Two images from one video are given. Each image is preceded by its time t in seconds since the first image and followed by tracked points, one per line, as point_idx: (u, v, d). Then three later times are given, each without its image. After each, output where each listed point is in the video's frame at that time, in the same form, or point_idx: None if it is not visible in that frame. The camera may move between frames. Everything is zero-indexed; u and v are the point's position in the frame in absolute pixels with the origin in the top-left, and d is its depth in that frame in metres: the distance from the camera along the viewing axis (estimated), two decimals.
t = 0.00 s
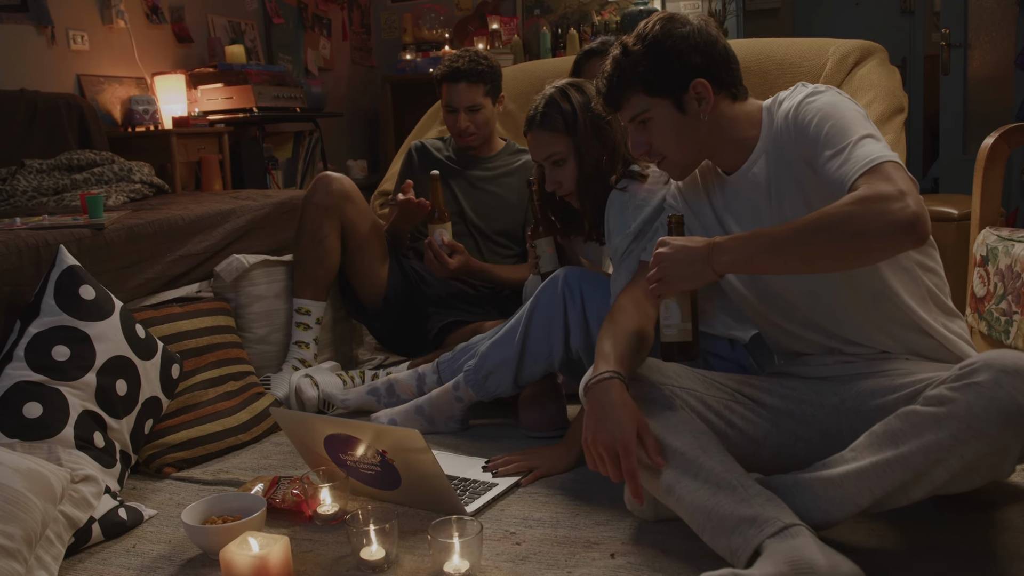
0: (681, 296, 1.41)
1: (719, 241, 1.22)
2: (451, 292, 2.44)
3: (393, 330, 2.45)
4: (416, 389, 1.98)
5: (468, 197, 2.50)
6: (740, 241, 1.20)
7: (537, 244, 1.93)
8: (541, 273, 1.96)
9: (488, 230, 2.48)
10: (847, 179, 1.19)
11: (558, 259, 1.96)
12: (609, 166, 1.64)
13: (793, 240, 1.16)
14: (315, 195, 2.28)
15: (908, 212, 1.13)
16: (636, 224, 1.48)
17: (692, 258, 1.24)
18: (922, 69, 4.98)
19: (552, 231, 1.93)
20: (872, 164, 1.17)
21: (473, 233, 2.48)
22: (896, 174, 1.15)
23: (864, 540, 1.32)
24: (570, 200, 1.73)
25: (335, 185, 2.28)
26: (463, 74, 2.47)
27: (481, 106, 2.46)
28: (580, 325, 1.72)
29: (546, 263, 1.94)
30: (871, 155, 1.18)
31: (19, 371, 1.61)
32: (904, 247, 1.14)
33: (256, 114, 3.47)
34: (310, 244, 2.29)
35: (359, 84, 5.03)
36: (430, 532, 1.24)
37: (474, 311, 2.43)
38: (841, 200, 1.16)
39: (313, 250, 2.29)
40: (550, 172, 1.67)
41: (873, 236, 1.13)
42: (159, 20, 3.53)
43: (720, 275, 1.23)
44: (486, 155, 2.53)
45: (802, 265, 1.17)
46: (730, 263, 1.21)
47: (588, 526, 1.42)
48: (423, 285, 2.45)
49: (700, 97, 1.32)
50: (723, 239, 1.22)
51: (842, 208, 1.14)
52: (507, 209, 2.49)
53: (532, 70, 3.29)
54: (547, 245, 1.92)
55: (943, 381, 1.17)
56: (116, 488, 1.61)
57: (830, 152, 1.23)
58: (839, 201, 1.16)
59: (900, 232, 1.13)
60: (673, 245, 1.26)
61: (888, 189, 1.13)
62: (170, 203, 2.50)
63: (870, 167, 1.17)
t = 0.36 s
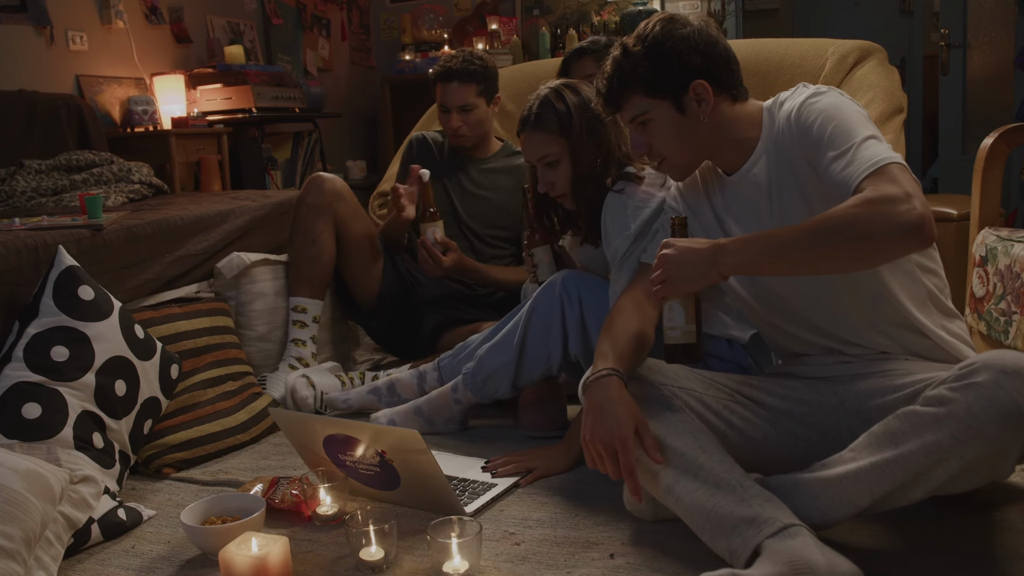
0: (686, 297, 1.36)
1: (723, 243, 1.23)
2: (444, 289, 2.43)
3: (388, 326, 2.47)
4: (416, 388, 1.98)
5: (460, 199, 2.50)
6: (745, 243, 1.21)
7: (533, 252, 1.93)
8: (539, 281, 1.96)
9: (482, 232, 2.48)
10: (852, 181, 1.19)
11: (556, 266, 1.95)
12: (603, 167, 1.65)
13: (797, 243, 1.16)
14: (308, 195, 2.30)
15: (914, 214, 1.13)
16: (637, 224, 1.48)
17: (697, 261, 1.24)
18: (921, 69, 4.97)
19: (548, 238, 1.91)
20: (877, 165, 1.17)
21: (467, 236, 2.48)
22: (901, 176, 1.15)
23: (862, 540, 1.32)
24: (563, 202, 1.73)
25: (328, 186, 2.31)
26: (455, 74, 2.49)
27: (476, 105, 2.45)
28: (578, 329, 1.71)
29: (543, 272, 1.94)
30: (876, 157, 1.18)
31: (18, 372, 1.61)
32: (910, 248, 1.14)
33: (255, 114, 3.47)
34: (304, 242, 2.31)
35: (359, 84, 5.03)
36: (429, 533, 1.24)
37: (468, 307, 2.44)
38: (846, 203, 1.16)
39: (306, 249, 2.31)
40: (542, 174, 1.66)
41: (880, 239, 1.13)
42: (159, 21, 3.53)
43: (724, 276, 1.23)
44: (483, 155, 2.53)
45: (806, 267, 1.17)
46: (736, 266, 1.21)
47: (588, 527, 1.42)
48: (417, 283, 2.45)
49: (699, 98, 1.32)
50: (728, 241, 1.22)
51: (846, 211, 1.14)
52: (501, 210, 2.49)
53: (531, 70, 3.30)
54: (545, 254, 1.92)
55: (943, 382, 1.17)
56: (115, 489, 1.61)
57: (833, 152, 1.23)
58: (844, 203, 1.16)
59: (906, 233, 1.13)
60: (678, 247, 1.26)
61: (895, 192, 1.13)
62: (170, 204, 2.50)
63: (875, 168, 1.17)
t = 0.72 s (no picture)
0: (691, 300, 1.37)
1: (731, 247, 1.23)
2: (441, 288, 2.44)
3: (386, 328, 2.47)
4: (418, 388, 1.98)
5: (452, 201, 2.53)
6: (753, 248, 1.21)
7: (527, 257, 1.93)
8: (532, 287, 1.97)
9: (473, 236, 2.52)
10: (860, 190, 1.19)
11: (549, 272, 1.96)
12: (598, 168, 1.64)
13: (805, 249, 1.17)
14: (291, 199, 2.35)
15: (924, 227, 1.14)
16: (637, 224, 1.48)
17: (704, 265, 1.23)
18: (921, 68, 4.97)
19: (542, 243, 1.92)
20: (885, 175, 1.17)
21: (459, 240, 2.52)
22: (909, 187, 1.16)
23: (862, 539, 1.32)
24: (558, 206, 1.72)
25: (305, 190, 2.36)
26: (454, 75, 2.47)
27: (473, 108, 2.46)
28: (577, 331, 1.71)
29: (536, 277, 1.95)
30: (884, 165, 1.18)
31: (16, 373, 1.60)
32: (920, 261, 1.15)
33: (254, 115, 3.47)
34: (281, 246, 2.33)
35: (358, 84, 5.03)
36: (428, 533, 1.24)
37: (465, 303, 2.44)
38: (854, 213, 1.16)
39: (283, 251, 2.32)
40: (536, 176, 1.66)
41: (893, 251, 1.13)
42: (158, 21, 3.52)
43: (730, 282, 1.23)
44: (474, 157, 2.55)
45: (814, 275, 1.18)
46: (744, 272, 1.21)
47: (587, 527, 1.42)
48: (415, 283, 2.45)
49: (701, 98, 1.33)
50: (736, 245, 1.22)
51: (856, 222, 1.15)
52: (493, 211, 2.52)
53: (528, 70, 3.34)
54: (536, 258, 1.93)
55: (942, 379, 1.17)
56: (114, 489, 1.61)
57: (838, 159, 1.24)
58: (853, 214, 1.17)
59: (917, 248, 1.14)
60: (686, 250, 1.25)
61: (905, 205, 1.14)
62: (169, 204, 2.50)
63: (884, 179, 1.17)
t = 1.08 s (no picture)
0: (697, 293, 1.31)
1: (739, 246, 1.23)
2: (442, 290, 2.48)
3: (384, 329, 2.45)
4: (418, 388, 1.98)
5: (447, 200, 2.54)
6: (761, 250, 1.21)
7: (527, 259, 1.94)
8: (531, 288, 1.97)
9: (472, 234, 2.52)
10: (872, 201, 1.20)
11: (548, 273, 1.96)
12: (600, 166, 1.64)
13: (815, 257, 1.18)
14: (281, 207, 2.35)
15: (931, 248, 1.16)
16: (641, 227, 1.49)
17: (713, 261, 1.23)
18: (920, 68, 5.00)
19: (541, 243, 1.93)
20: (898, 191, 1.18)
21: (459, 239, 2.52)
22: (919, 206, 1.17)
23: (863, 539, 1.32)
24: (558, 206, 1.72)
25: (294, 198, 2.34)
26: (447, 72, 2.46)
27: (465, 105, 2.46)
28: (577, 332, 1.71)
29: (535, 279, 1.95)
30: (897, 180, 1.19)
31: (14, 373, 1.60)
32: (924, 277, 1.17)
33: (254, 115, 3.47)
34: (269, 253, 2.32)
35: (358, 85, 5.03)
36: (428, 533, 1.24)
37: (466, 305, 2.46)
38: (865, 227, 1.18)
39: (270, 257, 2.31)
40: (536, 175, 1.66)
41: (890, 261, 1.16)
42: (157, 21, 3.52)
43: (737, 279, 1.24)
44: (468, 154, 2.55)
45: (820, 281, 1.20)
46: (750, 272, 1.21)
47: (587, 526, 1.42)
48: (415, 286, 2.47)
49: (718, 88, 1.33)
50: (743, 246, 1.23)
51: (865, 236, 1.17)
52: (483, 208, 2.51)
53: (525, 70, 3.33)
54: (535, 259, 1.93)
55: (943, 377, 1.17)
56: (113, 490, 1.61)
57: (852, 167, 1.24)
58: (864, 228, 1.18)
59: (923, 263, 1.16)
60: (693, 246, 1.25)
61: (913, 224, 1.16)
62: (169, 204, 2.50)
63: (896, 194, 1.19)
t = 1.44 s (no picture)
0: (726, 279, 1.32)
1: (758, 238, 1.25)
2: (441, 292, 2.48)
3: (384, 333, 2.45)
4: (419, 387, 1.98)
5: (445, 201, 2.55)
6: (774, 249, 1.23)
7: (522, 258, 1.90)
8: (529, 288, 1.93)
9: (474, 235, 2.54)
10: (886, 214, 1.20)
11: (546, 272, 1.94)
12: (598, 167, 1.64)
13: (828, 258, 1.20)
14: (280, 212, 2.33)
15: (938, 274, 1.15)
16: (640, 228, 1.55)
17: (728, 251, 1.25)
18: (920, 67, 5.00)
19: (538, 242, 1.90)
20: (913, 210, 1.17)
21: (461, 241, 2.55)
22: (933, 226, 1.16)
23: (862, 538, 1.32)
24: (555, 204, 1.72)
25: (297, 203, 2.33)
26: (442, 74, 2.47)
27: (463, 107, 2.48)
28: (577, 335, 1.71)
29: (533, 278, 1.90)
30: (919, 197, 1.17)
31: (13, 373, 1.60)
32: (926, 301, 1.18)
33: (253, 114, 3.47)
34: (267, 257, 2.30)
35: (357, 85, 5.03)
36: (429, 532, 1.24)
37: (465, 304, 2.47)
38: (878, 242, 1.18)
39: (267, 260, 2.29)
40: (534, 175, 1.66)
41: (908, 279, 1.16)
42: (156, 21, 3.52)
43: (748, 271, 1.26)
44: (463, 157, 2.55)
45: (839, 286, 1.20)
46: (760, 268, 1.24)
47: (587, 526, 1.42)
48: (416, 286, 2.49)
49: (757, 75, 1.33)
50: (759, 240, 1.24)
51: (875, 252, 1.17)
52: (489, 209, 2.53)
53: (522, 68, 3.36)
54: (533, 258, 1.89)
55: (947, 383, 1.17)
56: (113, 489, 1.61)
57: (878, 175, 1.23)
58: (876, 241, 1.18)
59: (927, 286, 1.16)
60: (712, 233, 1.27)
61: (923, 246, 1.15)
62: (168, 204, 2.50)
63: (910, 213, 1.17)
